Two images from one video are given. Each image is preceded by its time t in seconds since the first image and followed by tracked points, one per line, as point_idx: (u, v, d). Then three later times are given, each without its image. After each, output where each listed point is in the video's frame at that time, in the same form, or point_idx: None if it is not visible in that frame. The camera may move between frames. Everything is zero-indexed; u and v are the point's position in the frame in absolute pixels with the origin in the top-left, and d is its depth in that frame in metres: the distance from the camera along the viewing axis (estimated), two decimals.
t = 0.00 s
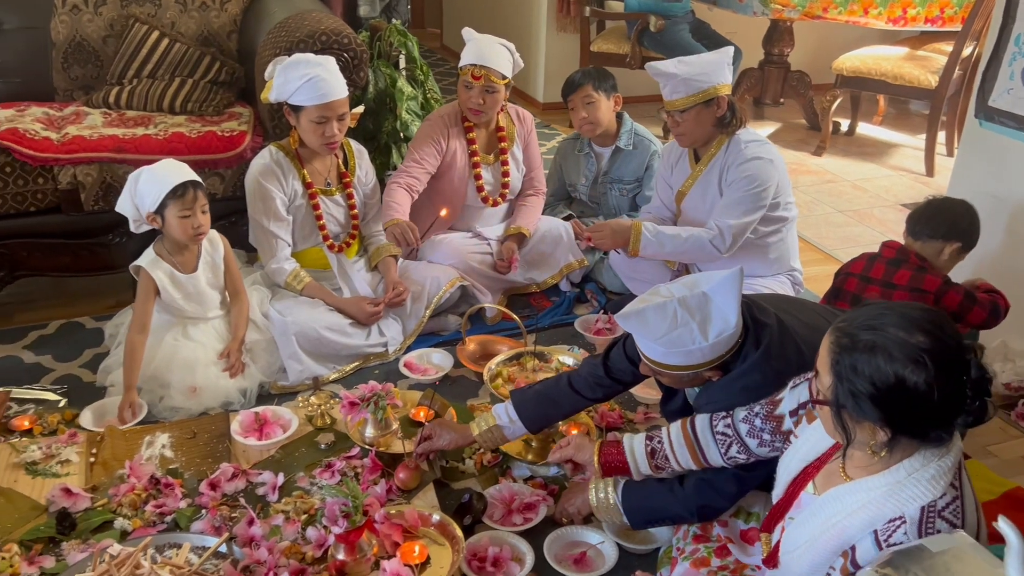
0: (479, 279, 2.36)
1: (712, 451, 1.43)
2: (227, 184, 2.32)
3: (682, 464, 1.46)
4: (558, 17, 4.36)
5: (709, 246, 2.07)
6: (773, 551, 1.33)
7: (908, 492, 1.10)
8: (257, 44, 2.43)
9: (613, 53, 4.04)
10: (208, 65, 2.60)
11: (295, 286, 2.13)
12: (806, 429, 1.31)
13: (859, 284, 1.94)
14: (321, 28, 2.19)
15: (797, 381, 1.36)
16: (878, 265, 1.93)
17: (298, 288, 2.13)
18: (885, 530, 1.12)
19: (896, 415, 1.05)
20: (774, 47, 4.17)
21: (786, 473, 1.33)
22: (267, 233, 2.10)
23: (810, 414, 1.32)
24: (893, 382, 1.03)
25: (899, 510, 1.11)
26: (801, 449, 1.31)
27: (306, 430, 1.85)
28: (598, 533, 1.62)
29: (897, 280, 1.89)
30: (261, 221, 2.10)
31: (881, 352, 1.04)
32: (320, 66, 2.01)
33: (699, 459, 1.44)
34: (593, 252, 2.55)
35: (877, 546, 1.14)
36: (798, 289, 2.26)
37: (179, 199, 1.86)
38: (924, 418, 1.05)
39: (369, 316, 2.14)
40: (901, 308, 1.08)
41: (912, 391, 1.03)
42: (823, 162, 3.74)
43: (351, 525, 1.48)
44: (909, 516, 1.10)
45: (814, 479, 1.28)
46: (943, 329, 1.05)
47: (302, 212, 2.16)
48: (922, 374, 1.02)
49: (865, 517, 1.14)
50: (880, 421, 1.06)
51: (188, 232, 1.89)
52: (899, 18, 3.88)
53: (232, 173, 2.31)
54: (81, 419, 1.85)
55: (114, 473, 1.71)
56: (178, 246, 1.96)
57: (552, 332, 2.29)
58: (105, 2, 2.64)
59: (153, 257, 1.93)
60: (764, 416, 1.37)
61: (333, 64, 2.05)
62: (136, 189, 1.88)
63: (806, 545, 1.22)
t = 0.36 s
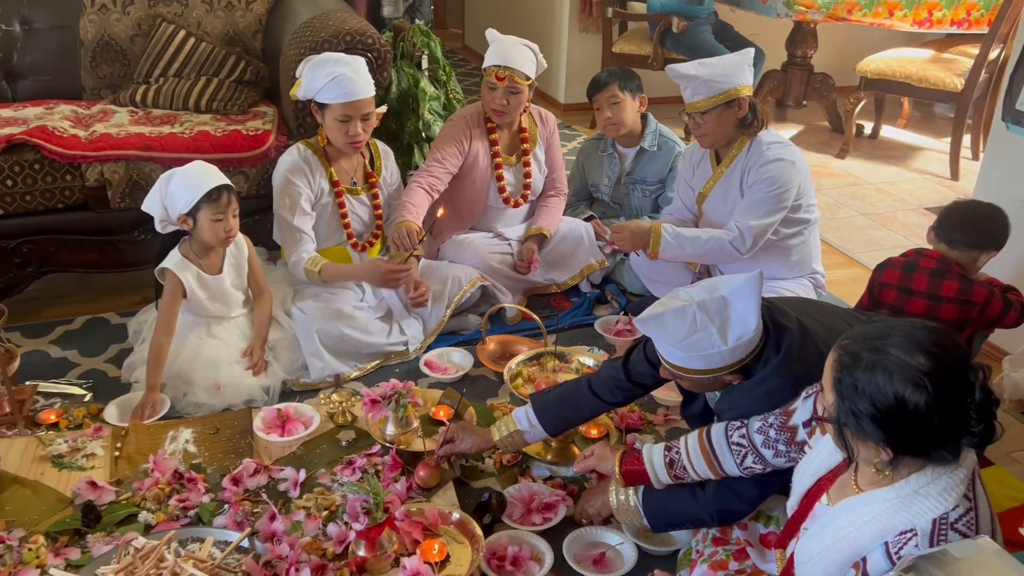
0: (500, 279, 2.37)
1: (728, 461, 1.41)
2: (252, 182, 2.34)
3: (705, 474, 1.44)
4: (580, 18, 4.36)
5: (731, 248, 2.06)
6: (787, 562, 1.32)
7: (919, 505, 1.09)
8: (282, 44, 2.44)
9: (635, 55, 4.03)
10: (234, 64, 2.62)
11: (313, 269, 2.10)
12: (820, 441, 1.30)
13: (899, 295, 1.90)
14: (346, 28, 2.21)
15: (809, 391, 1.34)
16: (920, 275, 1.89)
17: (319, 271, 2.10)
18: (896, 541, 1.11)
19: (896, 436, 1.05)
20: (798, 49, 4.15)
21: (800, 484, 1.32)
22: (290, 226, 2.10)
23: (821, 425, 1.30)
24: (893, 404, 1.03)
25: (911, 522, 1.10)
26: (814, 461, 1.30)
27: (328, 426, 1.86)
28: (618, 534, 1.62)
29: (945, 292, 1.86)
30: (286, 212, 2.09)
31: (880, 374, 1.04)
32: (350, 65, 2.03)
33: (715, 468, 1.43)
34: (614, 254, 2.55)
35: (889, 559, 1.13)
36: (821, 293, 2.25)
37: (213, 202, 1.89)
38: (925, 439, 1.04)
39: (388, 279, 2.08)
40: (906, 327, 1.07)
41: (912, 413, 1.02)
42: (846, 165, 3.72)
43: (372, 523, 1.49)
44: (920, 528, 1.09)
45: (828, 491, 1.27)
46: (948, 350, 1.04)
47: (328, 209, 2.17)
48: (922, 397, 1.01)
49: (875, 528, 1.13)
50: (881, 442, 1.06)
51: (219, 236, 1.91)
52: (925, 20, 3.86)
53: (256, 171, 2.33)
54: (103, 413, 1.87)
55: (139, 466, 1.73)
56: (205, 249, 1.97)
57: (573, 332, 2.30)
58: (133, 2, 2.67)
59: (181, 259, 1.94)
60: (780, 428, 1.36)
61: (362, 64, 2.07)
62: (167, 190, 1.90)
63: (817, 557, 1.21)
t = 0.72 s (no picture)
0: (523, 280, 2.38)
1: (751, 459, 1.42)
2: (279, 182, 2.36)
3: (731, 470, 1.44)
4: (605, 20, 4.36)
5: (756, 252, 2.06)
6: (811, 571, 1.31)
7: (947, 515, 1.09)
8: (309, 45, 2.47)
9: (659, 57, 4.03)
10: (262, 65, 2.65)
11: (339, 262, 2.09)
12: (845, 448, 1.29)
13: (943, 310, 1.84)
14: (374, 30, 2.22)
15: (835, 395, 1.33)
16: (965, 290, 1.82)
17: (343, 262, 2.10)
18: (923, 551, 1.10)
19: (924, 453, 1.04)
20: (823, 53, 4.12)
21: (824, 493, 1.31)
22: (316, 223, 2.11)
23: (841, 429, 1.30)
24: (918, 420, 1.02)
25: (938, 532, 1.09)
26: (837, 470, 1.29)
27: (352, 424, 1.88)
28: (640, 536, 1.62)
29: (993, 307, 1.82)
30: (312, 207, 2.10)
31: (905, 391, 1.03)
32: (377, 65, 2.04)
33: (739, 465, 1.43)
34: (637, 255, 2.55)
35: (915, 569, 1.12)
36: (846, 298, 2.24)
37: (256, 202, 1.94)
38: (953, 455, 1.03)
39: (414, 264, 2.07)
40: (933, 342, 1.06)
41: (938, 430, 1.02)
42: (871, 169, 3.70)
43: (397, 520, 1.48)
44: (948, 538, 1.08)
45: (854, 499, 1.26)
46: (975, 366, 1.03)
47: (354, 207, 2.19)
48: (949, 413, 1.01)
49: (902, 537, 1.12)
50: (908, 459, 1.06)
51: (262, 233, 1.97)
52: (953, 24, 3.81)
53: (283, 171, 2.35)
54: (128, 408, 1.89)
55: (166, 461, 1.75)
56: (236, 246, 2.01)
57: (595, 334, 2.30)
58: (164, 3, 2.71)
59: (211, 256, 1.97)
60: (806, 430, 1.35)
61: (389, 66, 2.09)
62: (206, 191, 1.91)
63: (843, 563, 1.19)
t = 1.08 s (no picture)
0: (545, 282, 2.39)
1: (785, 451, 1.41)
2: (305, 183, 2.38)
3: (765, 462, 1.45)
4: (628, 23, 4.36)
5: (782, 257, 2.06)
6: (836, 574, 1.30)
7: (977, 526, 1.09)
8: (336, 46, 2.49)
9: (683, 61, 4.02)
10: (289, 66, 2.67)
11: (354, 263, 2.12)
12: (876, 453, 1.28)
13: (980, 320, 1.81)
14: (400, 32, 2.24)
15: (871, 395, 1.31)
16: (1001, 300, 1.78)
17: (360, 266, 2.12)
18: (953, 562, 1.10)
19: (955, 462, 1.04)
20: (849, 57, 4.10)
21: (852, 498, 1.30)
22: (336, 225, 2.14)
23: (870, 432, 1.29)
24: (950, 429, 1.02)
25: (968, 542, 1.09)
26: (867, 475, 1.28)
27: (375, 423, 1.89)
28: (662, 540, 1.61)
29: None
30: (332, 208, 2.13)
31: (938, 399, 1.03)
32: (402, 67, 2.05)
33: (771, 456, 1.43)
34: (659, 259, 2.56)
35: None
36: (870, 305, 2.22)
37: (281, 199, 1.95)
38: (985, 466, 1.03)
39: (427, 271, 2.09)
40: (970, 351, 1.05)
41: (972, 441, 1.01)
42: (896, 174, 3.67)
43: (419, 519, 1.48)
44: (978, 549, 1.09)
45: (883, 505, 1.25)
46: (1013, 377, 1.02)
47: (376, 208, 2.21)
48: (982, 424, 1.00)
49: (931, 546, 1.12)
50: (938, 467, 1.06)
51: (292, 230, 1.99)
52: (981, 30, 3.72)
53: (309, 172, 2.37)
54: (156, 404, 1.92)
55: (192, 457, 1.77)
56: (264, 244, 2.03)
57: (617, 337, 2.30)
58: (194, 3, 2.74)
59: (240, 252, 2.00)
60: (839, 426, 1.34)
61: (414, 69, 2.10)
62: (238, 190, 1.94)
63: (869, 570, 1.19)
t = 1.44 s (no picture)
0: (567, 283, 2.39)
1: (832, 453, 1.43)
2: (329, 182, 2.39)
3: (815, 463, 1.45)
4: (651, 26, 4.36)
5: (812, 262, 2.06)
6: None
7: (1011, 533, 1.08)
8: (362, 47, 2.51)
9: (706, 64, 4.01)
10: (314, 66, 2.69)
11: (376, 267, 2.13)
12: (916, 455, 1.27)
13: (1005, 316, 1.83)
14: (426, 33, 2.25)
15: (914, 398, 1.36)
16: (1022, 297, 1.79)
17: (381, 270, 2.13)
18: (983, 568, 1.10)
19: (993, 460, 1.04)
20: (874, 62, 4.07)
21: (887, 497, 1.29)
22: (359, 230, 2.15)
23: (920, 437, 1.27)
24: (991, 428, 1.02)
25: (1000, 549, 1.08)
26: (904, 475, 1.27)
27: (397, 422, 1.90)
28: (683, 543, 1.61)
29: None
30: (353, 214, 2.14)
31: (982, 396, 1.03)
32: (425, 71, 2.06)
33: (819, 457, 1.44)
34: (682, 262, 2.55)
35: None
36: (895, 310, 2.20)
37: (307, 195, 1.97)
38: None
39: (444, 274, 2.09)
40: None
41: (1014, 440, 1.01)
42: (921, 180, 3.64)
43: (441, 518, 1.48)
44: (1010, 555, 1.08)
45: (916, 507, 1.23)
46: None
47: (397, 209, 2.21)
48: None
49: (962, 552, 1.11)
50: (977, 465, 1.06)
51: (314, 227, 2.01)
52: (1008, 34, 3.77)
53: (333, 172, 2.38)
54: (181, 399, 1.93)
55: (216, 453, 1.78)
56: (286, 240, 2.06)
57: (638, 340, 2.30)
58: (221, 4, 2.76)
59: (262, 246, 2.03)
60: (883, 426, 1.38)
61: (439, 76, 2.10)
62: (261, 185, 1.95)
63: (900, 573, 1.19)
